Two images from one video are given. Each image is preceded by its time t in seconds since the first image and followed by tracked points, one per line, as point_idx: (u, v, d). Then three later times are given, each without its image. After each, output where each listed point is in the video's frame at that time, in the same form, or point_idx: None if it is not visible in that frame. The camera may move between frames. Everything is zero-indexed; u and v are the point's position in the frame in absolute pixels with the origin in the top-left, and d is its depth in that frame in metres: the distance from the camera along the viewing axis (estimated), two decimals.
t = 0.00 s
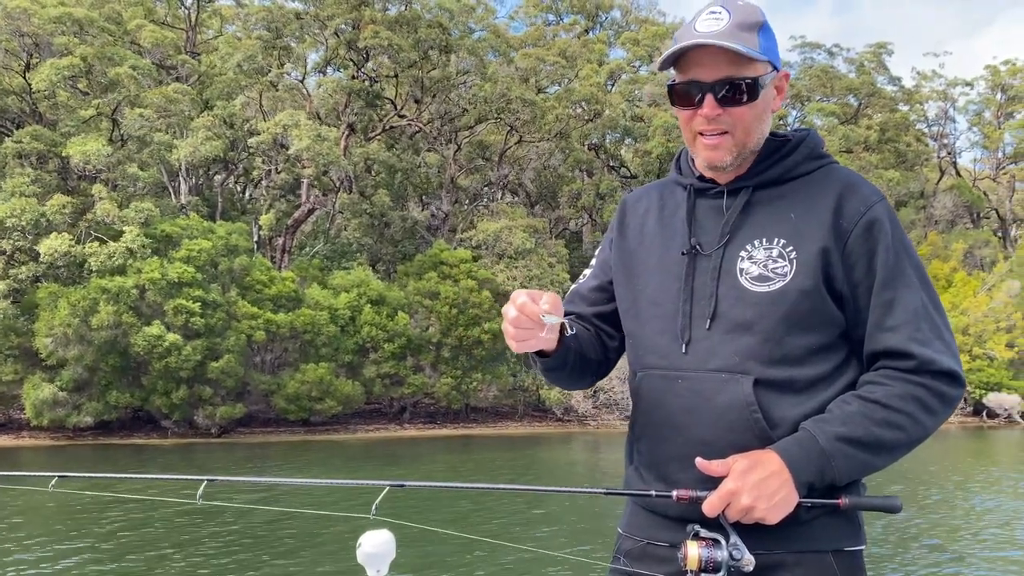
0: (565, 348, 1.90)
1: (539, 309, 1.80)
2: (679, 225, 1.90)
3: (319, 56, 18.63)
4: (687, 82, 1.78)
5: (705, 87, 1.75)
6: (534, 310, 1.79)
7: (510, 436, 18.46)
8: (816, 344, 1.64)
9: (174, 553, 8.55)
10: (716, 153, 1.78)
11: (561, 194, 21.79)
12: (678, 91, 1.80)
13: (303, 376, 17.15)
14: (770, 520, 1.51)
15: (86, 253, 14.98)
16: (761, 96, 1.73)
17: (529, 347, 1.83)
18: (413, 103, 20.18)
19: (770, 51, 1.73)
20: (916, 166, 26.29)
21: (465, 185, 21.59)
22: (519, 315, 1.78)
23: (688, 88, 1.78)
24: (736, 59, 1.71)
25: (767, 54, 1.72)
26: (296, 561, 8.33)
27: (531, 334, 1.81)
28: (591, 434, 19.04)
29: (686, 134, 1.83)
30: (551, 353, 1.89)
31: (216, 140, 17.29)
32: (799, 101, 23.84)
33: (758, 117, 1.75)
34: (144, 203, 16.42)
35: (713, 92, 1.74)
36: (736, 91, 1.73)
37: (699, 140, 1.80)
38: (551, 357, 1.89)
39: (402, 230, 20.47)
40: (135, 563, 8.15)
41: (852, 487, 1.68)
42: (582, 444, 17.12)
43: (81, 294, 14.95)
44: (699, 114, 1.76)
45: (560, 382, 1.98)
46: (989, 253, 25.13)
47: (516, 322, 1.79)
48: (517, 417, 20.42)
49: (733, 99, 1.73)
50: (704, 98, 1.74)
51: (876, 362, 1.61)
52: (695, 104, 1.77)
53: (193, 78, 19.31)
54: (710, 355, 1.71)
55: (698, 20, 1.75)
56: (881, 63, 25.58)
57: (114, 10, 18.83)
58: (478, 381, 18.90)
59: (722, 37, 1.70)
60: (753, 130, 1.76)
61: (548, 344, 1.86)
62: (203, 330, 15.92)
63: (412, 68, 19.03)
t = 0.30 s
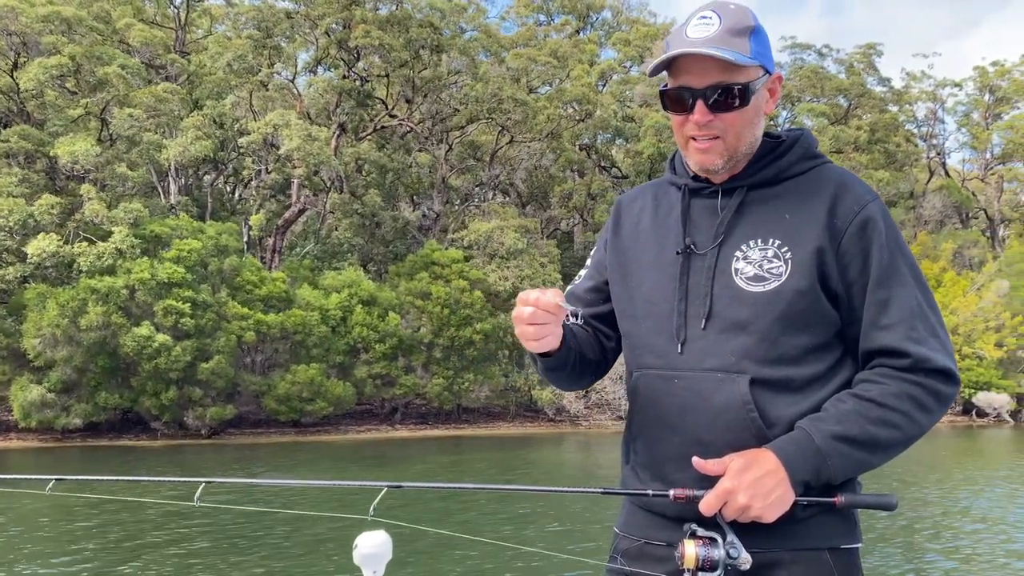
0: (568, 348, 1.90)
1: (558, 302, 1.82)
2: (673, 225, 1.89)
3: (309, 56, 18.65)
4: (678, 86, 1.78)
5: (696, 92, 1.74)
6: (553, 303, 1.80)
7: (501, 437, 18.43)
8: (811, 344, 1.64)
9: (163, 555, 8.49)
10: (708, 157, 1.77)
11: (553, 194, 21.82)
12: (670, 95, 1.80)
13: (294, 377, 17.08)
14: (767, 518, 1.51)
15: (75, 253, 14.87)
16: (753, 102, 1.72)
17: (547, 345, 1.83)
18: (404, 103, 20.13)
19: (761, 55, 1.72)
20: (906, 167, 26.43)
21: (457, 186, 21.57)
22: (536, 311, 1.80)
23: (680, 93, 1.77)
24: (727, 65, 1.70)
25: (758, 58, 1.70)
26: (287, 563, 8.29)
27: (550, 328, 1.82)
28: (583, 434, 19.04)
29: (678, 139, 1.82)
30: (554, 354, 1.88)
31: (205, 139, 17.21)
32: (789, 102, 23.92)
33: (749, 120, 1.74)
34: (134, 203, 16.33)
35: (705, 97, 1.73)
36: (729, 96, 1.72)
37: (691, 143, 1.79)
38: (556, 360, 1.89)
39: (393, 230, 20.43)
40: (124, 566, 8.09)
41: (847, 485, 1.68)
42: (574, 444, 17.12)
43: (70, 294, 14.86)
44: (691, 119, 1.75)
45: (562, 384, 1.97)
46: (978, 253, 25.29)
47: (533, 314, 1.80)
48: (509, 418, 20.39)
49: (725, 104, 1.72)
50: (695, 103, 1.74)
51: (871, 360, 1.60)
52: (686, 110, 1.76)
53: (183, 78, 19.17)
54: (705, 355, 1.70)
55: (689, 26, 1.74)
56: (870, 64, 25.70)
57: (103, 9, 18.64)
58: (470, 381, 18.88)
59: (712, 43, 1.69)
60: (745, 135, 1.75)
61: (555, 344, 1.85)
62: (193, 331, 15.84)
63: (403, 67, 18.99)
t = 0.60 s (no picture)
0: (560, 342, 1.89)
1: (547, 286, 1.83)
2: (666, 225, 1.89)
3: (298, 55, 18.54)
4: (669, 87, 1.77)
5: (686, 93, 1.73)
6: (543, 288, 1.81)
7: (492, 437, 18.43)
8: (803, 344, 1.64)
9: (152, 557, 8.43)
10: (698, 158, 1.77)
11: (543, 194, 21.85)
12: (660, 97, 1.79)
13: (284, 378, 17.01)
14: (760, 516, 1.51)
15: (63, 253, 14.78)
16: (743, 104, 1.72)
17: (534, 330, 1.83)
18: (394, 102, 20.10)
19: (751, 56, 1.71)
20: (893, 167, 26.58)
21: (447, 185, 21.55)
22: (525, 295, 1.80)
23: (670, 94, 1.76)
24: (716, 67, 1.69)
25: (749, 60, 1.69)
26: (278, 564, 8.25)
27: (537, 311, 1.82)
28: (574, 434, 19.08)
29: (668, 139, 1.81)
30: (547, 345, 1.88)
31: (194, 139, 17.13)
32: (778, 102, 24.02)
33: (739, 122, 1.73)
34: (122, 203, 16.22)
35: (695, 99, 1.72)
36: (719, 97, 1.71)
37: (681, 144, 1.79)
38: (547, 350, 1.89)
39: (383, 230, 20.38)
40: (113, 568, 8.03)
41: (839, 483, 1.68)
42: (565, 444, 17.13)
43: (57, 295, 14.77)
44: (680, 121, 1.75)
45: (555, 381, 1.96)
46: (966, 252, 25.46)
47: (523, 299, 1.80)
48: (500, 418, 20.39)
49: (715, 105, 1.71)
50: (685, 105, 1.73)
51: (863, 359, 1.60)
52: (676, 110, 1.75)
53: (171, 77, 19.05)
54: (699, 355, 1.70)
55: (679, 27, 1.73)
56: (859, 64, 25.84)
57: (90, 7, 18.49)
58: (461, 381, 18.86)
59: (701, 45, 1.69)
60: (735, 136, 1.74)
61: (545, 332, 1.85)
62: (182, 331, 15.75)
63: (393, 66, 18.95)
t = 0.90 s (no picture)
0: (547, 348, 1.89)
1: (526, 302, 1.82)
2: (658, 225, 1.88)
3: (287, 54, 18.48)
4: (662, 89, 1.77)
5: (677, 96, 1.73)
6: (521, 305, 1.81)
7: (483, 436, 18.42)
8: (793, 343, 1.64)
9: (140, 557, 8.37)
10: (689, 159, 1.77)
11: (533, 193, 21.84)
12: (654, 97, 1.78)
13: (273, 378, 16.92)
14: (749, 514, 1.50)
15: (50, 253, 14.67)
16: (736, 106, 1.71)
17: (516, 343, 1.83)
18: (384, 101, 20.04)
19: (745, 60, 1.71)
20: (882, 166, 26.72)
21: (437, 184, 21.52)
22: (505, 310, 1.80)
23: (662, 96, 1.76)
24: (710, 69, 1.69)
25: (741, 63, 1.69)
26: (267, 564, 8.20)
27: (516, 323, 1.81)
28: (565, 433, 19.10)
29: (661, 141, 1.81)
30: (533, 353, 1.88)
31: (182, 138, 17.06)
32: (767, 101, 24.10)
33: (731, 125, 1.73)
34: (109, 202, 16.11)
35: (688, 100, 1.72)
36: (712, 99, 1.71)
37: (672, 146, 1.78)
38: (535, 356, 1.89)
39: (373, 229, 20.30)
40: (100, 567, 7.97)
41: (828, 481, 1.68)
42: (556, 443, 17.14)
43: (44, 295, 14.67)
44: (672, 122, 1.74)
45: (550, 383, 1.97)
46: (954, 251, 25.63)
47: (503, 315, 1.81)
48: (490, 418, 20.39)
49: (708, 107, 1.71)
50: (677, 106, 1.72)
51: (852, 359, 1.60)
52: (669, 112, 1.75)
53: (158, 76, 18.90)
54: (691, 355, 1.69)
55: (673, 31, 1.73)
56: (847, 64, 25.98)
57: (76, 5, 18.32)
58: (451, 381, 18.83)
59: (696, 46, 1.69)
60: (727, 138, 1.74)
61: (530, 341, 1.85)
62: (170, 331, 15.65)
63: (383, 65, 18.89)
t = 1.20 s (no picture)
0: (538, 348, 1.89)
1: (512, 307, 1.80)
2: (652, 225, 1.88)
3: (275, 53, 18.43)
4: (658, 86, 1.76)
5: (672, 94, 1.73)
6: (507, 310, 1.80)
7: (473, 435, 18.39)
8: (785, 342, 1.64)
9: (129, 556, 8.31)
10: (684, 158, 1.77)
11: (523, 192, 21.82)
12: (650, 95, 1.78)
13: (262, 377, 16.84)
14: (741, 509, 1.50)
15: (36, 252, 14.57)
16: (731, 106, 1.71)
17: (505, 347, 1.82)
18: (373, 99, 19.99)
19: (741, 61, 1.71)
20: (870, 165, 26.85)
21: (426, 183, 21.50)
22: (493, 315, 1.79)
23: (659, 94, 1.76)
24: (706, 67, 1.69)
25: (736, 64, 1.69)
26: (259, 562, 8.17)
27: (504, 328, 1.81)
28: (555, 431, 19.10)
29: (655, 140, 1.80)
30: (525, 354, 1.87)
31: (169, 136, 16.99)
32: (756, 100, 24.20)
33: (725, 124, 1.73)
34: (96, 200, 15.99)
35: (682, 100, 1.71)
36: (706, 99, 1.71)
37: (667, 144, 1.78)
38: (526, 358, 1.88)
39: (363, 228, 20.24)
40: (89, 566, 7.91)
41: (820, 476, 1.68)
42: (547, 442, 17.12)
43: (30, 294, 14.56)
44: (667, 120, 1.74)
45: (540, 381, 1.96)
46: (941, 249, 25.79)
47: (491, 320, 1.80)
48: (480, 417, 20.37)
49: (706, 104, 1.70)
50: (672, 105, 1.72)
51: (843, 356, 1.61)
52: (666, 109, 1.74)
53: (145, 73, 18.73)
54: (684, 353, 1.69)
55: (671, 30, 1.73)
56: (835, 63, 26.11)
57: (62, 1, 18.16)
58: (441, 380, 18.80)
59: (692, 46, 1.69)
60: (721, 138, 1.74)
61: (520, 343, 1.84)
62: (158, 331, 15.54)
63: (372, 63, 18.83)
